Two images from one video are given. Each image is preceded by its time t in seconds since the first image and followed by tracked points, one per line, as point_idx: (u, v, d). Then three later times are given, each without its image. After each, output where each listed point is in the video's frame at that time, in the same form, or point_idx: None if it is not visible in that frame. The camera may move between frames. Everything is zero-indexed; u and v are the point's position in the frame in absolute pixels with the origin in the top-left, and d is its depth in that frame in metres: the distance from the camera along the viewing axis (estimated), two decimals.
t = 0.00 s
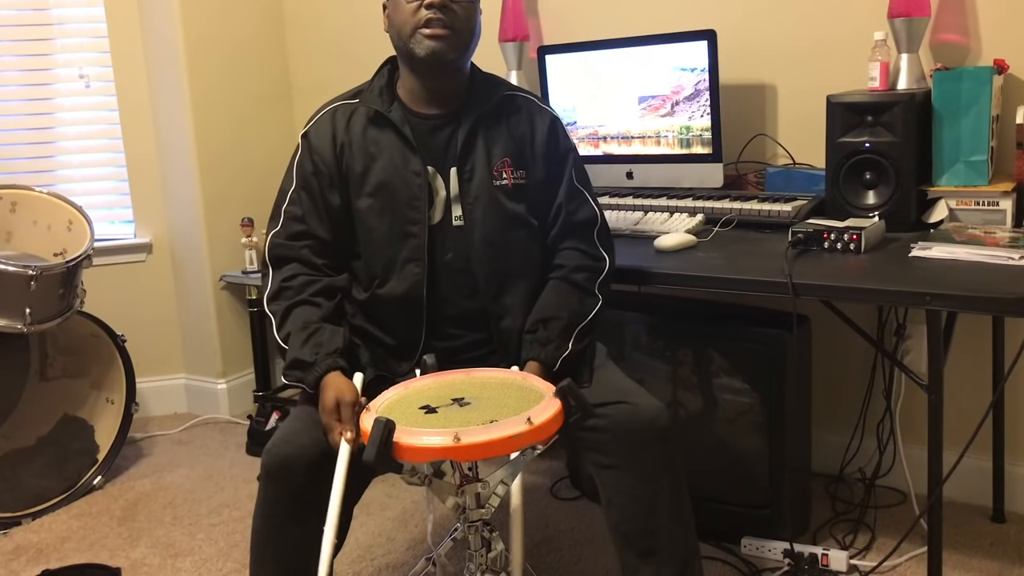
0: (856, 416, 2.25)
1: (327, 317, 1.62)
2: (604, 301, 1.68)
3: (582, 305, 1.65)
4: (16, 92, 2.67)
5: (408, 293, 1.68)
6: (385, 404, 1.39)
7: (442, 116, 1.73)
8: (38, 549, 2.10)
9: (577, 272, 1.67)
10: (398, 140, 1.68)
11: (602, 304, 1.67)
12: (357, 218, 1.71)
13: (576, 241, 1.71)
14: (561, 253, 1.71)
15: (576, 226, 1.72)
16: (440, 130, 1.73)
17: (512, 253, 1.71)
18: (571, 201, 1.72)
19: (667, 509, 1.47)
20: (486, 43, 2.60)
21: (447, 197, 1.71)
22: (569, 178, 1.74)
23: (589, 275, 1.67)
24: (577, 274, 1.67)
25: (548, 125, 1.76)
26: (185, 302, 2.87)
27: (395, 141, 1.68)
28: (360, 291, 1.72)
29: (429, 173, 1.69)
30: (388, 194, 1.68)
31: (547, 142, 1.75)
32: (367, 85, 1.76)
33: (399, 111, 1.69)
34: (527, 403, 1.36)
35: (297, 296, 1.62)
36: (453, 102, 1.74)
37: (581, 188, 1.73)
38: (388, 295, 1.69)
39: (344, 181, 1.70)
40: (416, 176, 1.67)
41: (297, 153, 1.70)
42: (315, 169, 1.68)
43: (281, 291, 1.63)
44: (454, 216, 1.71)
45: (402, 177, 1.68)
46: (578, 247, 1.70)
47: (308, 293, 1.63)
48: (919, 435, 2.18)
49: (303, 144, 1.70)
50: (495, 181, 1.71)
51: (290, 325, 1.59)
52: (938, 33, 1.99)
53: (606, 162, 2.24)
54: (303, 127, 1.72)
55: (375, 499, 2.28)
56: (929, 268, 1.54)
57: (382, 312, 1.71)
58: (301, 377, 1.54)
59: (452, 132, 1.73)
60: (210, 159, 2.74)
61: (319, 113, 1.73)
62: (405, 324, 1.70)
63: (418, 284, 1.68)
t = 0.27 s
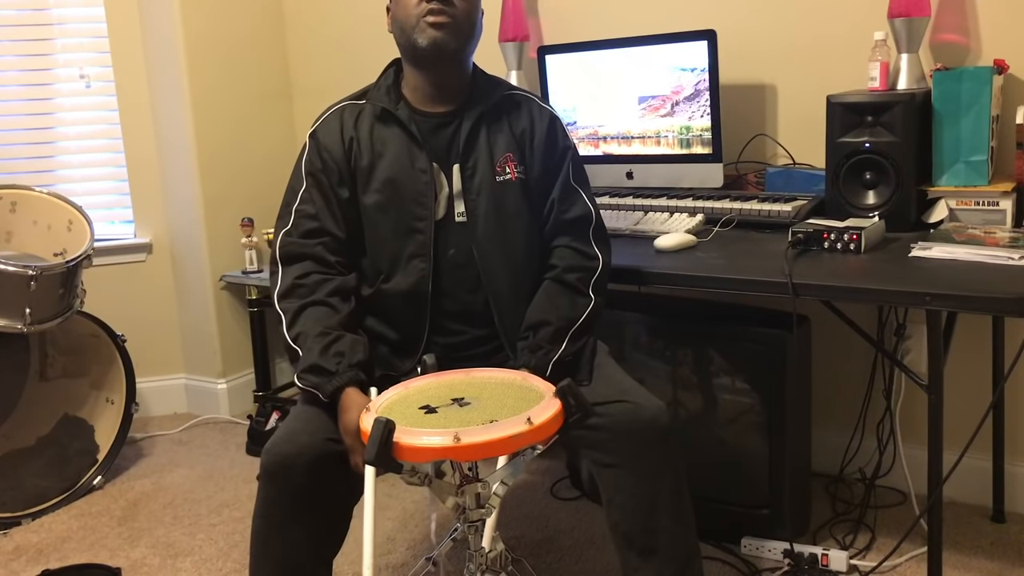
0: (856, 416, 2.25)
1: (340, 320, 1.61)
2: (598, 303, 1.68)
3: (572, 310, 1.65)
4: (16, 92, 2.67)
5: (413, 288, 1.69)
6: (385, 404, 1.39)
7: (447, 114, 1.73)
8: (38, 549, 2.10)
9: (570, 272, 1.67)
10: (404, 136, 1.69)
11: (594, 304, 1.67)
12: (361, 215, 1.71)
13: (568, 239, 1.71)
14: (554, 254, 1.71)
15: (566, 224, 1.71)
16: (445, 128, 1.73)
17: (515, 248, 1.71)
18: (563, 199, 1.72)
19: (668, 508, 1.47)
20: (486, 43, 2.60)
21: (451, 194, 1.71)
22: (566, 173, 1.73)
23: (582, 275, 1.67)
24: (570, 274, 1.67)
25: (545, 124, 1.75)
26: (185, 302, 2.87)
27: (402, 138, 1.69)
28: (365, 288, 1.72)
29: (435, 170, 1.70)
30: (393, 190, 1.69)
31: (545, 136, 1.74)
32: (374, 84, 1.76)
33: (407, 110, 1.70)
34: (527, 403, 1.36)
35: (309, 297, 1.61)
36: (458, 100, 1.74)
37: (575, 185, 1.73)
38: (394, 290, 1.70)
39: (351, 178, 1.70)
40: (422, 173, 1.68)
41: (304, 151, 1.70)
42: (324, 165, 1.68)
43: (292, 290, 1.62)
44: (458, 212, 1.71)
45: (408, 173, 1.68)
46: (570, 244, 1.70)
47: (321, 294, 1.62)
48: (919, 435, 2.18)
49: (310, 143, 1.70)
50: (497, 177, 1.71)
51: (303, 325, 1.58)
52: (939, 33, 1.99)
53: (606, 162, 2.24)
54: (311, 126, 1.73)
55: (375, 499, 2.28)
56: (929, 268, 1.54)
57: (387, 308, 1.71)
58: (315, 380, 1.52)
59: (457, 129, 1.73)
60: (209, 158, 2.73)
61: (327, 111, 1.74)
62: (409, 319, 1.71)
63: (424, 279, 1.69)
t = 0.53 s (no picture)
0: (856, 416, 2.25)
1: (346, 315, 1.61)
2: (598, 300, 1.68)
3: (573, 303, 1.66)
4: (17, 92, 2.67)
5: (414, 283, 1.69)
6: (385, 404, 1.39)
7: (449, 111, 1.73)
8: (38, 550, 2.10)
9: (570, 268, 1.68)
10: (408, 134, 1.70)
11: (593, 300, 1.67)
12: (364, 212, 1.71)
13: (570, 236, 1.72)
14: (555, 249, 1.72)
15: (566, 222, 1.72)
16: (447, 125, 1.73)
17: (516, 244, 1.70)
18: (563, 198, 1.72)
19: (668, 506, 1.47)
20: (486, 43, 2.60)
21: (452, 191, 1.71)
22: (567, 174, 1.74)
23: (583, 271, 1.68)
24: (570, 269, 1.68)
25: (548, 123, 1.76)
26: (185, 302, 2.87)
27: (405, 135, 1.70)
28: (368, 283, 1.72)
29: (438, 168, 1.70)
30: (396, 186, 1.69)
31: (546, 135, 1.74)
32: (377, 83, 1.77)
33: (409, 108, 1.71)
34: (527, 403, 1.36)
35: (315, 292, 1.62)
36: (461, 98, 1.74)
37: (575, 186, 1.74)
38: (395, 284, 1.69)
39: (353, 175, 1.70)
40: (425, 170, 1.69)
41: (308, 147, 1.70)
42: (328, 162, 1.68)
43: (297, 286, 1.62)
44: (459, 209, 1.71)
45: (411, 170, 1.69)
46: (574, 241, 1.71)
47: (326, 290, 1.62)
48: (919, 435, 2.19)
49: (314, 140, 1.70)
50: (498, 174, 1.71)
51: (309, 321, 1.58)
52: (939, 33, 1.99)
53: (606, 162, 2.24)
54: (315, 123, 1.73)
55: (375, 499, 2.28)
56: (929, 268, 1.54)
57: (389, 303, 1.71)
58: (321, 376, 1.52)
59: (459, 127, 1.73)
60: (210, 156, 2.73)
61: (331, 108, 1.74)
62: (410, 313, 1.71)
63: (426, 274, 1.69)
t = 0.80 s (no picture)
0: (856, 416, 2.25)
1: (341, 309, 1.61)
2: (598, 296, 1.68)
3: (573, 295, 1.66)
4: (17, 92, 2.67)
5: (411, 282, 1.68)
6: (385, 404, 1.39)
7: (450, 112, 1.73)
8: (38, 549, 2.10)
9: (571, 263, 1.69)
10: (408, 133, 1.70)
11: (594, 294, 1.67)
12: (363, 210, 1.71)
13: (574, 237, 1.73)
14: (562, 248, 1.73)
15: (573, 225, 1.72)
16: (447, 126, 1.73)
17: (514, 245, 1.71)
18: (568, 201, 1.73)
19: (663, 507, 1.47)
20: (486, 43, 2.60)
21: (452, 191, 1.71)
22: (570, 179, 1.74)
23: (585, 267, 1.69)
24: (571, 265, 1.69)
25: (551, 124, 1.76)
26: (185, 301, 2.87)
27: (405, 135, 1.70)
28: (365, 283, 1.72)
29: (437, 168, 1.70)
30: (395, 185, 1.68)
31: (549, 139, 1.75)
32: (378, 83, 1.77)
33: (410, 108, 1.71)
34: (527, 403, 1.36)
35: (310, 288, 1.62)
36: (461, 100, 1.74)
37: (579, 190, 1.75)
38: (391, 282, 1.69)
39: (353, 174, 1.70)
40: (425, 171, 1.69)
41: (309, 144, 1.70)
42: (328, 161, 1.69)
43: (295, 285, 1.63)
44: (457, 209, 1.71)
45: (411, 170, 1.69)
46: (577, 240, 1.72)
47: (322, 286, 1.63)
48: (919, 435, 2.19)
49: (315, 139, 1.70)
50: (498, 175, 1.71)
51: (305, 317, 1.59)
52: (938, 33, 1.99)
53: (606, 162, 2.24)
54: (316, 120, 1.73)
55: (375, 499, 2.28)
56: (929, 268, 1.54)
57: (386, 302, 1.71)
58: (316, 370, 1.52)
59: (460, 127, 1.73)
60: (210, 155, 2.74)
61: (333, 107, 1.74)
62: (408, 311, 1.71)
63: (422, 273, 1.68)
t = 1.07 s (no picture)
0: (856, 416, 2.25)
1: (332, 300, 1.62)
2: (600, 299, 1.68)
3: (575, 299, 1.66)
4: (17, 92, 2.67)
5: (408, 287, 1.68)
6: (385, 404, 1.39)
7: (450, 116, 1.73)
8: (38, 549, 2.10)
9: (574, 266, 1.69)
10: (408, 138, 1.69)
11: (597, 297, 1.67)
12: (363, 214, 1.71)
13: (580, 241, 1.72)
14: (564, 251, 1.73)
15: (577, 229, 1.72)
16: (448, 131, 1.73)
17: (516, 247, 1.71)
18: (574, 205, 1.73)
19: (662, 509, 1.47)
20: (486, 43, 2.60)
21: (454, 195, 1.71)
22: (574, 182, 1.74)
23: (587, 270, 1.68)
24: (574, 267, 1.69)
25: (554, 128, 1.77)
26: (185, 302, 2.87)
27: (405, 140, 1.69)
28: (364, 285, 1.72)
29: (438, 172, 1.70)
30: (395, 190, 1.68)
31: (553, 145, 1.76)
32: (378, 84, 1.76)
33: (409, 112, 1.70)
34: (527, 403, 1.36)
35: (304, 292, 1.62)
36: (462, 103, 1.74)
37: (585, 194, 1.74)
38: (390, 287, 1.69)
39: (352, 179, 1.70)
40: (425, 175, 1.68)
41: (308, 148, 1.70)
42: (326, 166, 1.68)
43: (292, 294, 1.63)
44: (459, 213, 1.71)
45: (411, 174, 1.68)
46: (579, 243, 1.72)
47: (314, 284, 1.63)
48: (919, 435, 2.19)
49: (313, 143, 1.70)
50: (499, 180, 1.71)
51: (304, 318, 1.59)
52: (939, 33, 1.99)
53: (606, 162, 2.24)
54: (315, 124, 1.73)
55: (375, 499, 2.28)
56: (929, 268, 1.54)
57: (385, 305, 1.71)
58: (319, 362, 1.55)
59: (462, 131, 1.73)
60: (210, 157, 2.74)
61: (332, 110, 1.74)
62: (407, 316, 1.70)
63: (419, 279, 1.67)
